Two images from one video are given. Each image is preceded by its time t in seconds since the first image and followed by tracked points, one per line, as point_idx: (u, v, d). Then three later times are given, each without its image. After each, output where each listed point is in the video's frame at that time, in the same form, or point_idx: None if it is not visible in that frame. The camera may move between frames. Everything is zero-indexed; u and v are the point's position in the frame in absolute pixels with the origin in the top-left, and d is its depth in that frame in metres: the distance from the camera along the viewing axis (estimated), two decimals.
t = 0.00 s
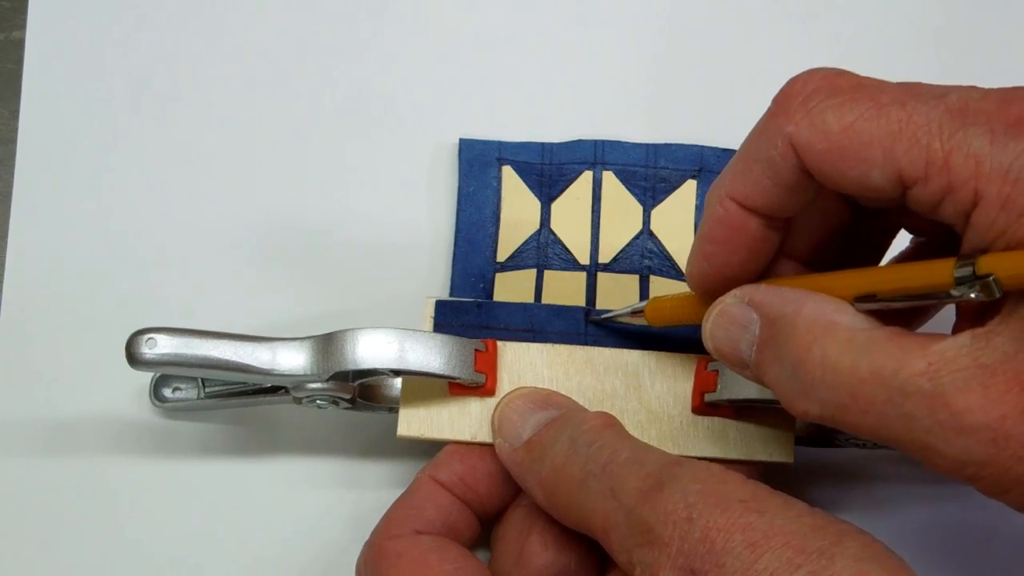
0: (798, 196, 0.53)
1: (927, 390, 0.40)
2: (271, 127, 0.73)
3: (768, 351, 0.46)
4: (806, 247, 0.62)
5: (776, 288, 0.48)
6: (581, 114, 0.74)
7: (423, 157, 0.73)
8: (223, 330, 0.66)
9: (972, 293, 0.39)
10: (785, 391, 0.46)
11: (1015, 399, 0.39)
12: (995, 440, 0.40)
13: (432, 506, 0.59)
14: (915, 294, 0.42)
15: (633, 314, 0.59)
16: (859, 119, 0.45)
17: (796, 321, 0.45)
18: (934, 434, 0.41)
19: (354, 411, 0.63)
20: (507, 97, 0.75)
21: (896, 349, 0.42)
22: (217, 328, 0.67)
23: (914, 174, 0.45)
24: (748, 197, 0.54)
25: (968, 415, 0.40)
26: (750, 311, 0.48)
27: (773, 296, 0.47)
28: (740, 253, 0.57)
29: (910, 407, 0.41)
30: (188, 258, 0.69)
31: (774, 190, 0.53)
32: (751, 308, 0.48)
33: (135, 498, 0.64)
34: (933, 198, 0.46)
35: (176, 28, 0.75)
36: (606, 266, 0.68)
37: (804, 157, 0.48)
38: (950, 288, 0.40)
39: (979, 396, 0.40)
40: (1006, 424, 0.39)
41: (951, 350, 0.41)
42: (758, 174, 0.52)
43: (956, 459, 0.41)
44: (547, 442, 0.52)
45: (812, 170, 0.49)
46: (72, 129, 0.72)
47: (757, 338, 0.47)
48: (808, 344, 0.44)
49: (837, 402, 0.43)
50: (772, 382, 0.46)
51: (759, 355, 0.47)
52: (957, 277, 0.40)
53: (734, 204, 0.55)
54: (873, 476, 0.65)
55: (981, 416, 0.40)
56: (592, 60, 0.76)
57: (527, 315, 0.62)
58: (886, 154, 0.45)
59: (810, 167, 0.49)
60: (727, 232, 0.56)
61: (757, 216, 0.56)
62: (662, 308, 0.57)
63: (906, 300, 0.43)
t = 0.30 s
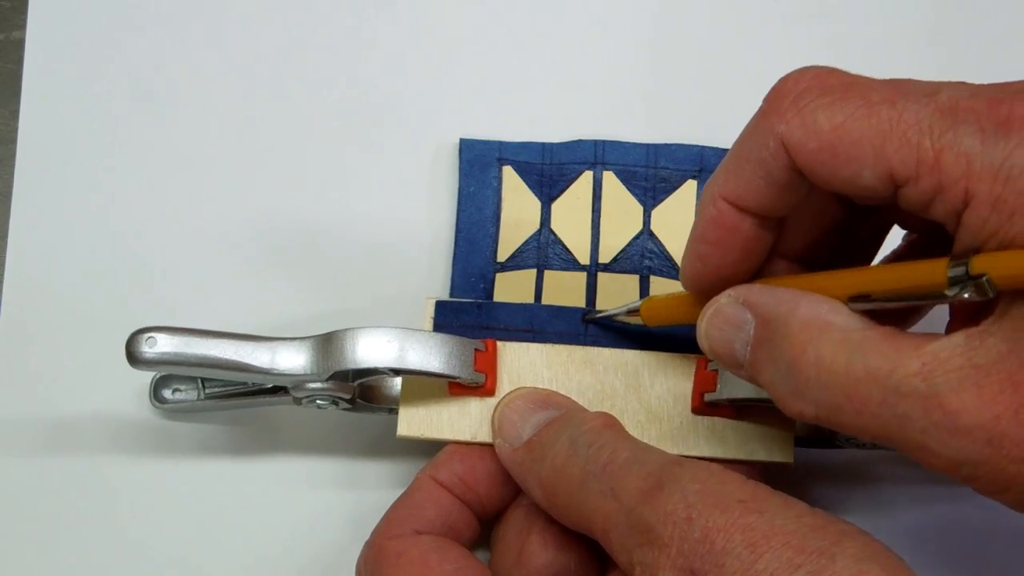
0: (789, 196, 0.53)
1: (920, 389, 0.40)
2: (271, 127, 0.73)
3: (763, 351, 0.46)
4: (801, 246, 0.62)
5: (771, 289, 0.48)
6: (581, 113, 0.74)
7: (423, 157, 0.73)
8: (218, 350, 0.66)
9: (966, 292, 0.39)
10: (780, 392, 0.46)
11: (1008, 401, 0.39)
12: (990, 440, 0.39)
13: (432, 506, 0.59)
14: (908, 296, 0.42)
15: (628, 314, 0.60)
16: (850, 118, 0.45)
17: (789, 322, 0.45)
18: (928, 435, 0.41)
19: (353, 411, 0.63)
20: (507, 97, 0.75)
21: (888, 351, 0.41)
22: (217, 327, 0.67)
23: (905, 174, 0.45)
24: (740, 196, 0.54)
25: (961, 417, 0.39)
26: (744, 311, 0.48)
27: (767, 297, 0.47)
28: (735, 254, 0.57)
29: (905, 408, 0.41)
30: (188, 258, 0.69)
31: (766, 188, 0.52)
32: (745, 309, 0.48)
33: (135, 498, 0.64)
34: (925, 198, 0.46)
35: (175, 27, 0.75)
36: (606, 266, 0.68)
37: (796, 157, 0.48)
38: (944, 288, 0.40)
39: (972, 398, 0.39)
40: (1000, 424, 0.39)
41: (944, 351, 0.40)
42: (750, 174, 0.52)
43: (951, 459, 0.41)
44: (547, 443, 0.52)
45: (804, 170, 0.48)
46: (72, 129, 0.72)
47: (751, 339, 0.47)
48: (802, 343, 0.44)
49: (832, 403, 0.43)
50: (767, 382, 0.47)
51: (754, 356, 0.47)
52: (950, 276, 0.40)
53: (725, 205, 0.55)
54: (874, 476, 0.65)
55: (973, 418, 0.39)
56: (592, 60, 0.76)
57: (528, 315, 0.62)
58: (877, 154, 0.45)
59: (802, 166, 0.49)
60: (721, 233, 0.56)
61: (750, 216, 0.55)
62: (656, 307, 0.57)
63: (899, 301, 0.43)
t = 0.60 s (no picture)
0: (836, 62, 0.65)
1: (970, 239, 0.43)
2: (271, 128, 0.73)
3: (804, 187, 0.45)
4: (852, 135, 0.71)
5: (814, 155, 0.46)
6: (581, 112, 0.74)
7: (423, 157, 0.72)
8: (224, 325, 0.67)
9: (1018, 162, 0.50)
10: (817, 238, 0.44)
11: None
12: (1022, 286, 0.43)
13: (433, 506, 0.59)
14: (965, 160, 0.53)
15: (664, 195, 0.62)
16: (913, 3, 0.59)
17: (840, 171, 0.44)
18: (970, 258, 0.43)
19: (354, 412, 0.63)
20: (507, 96, 0.74)
21: (938, 210, 0.44)
22: (218, 329, 0.68)
23: (961, 56, 0.59)
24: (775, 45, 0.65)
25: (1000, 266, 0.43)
26: (788, 160, 0.46)
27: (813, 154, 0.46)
28: (790, 119, 0.67)
29: (949, 239, 0.43)
30: (188, 258, 0.69)
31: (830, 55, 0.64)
32: (789, 163, 0.46)
33: (135, 500, 0.64)
34: (979, 83, 0.60)
35: (175, 28, 0.75)
36: (606, 266, 0.68)
37: (858, 29, 0.61)
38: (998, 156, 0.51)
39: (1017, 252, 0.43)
40: None
41: (992, 211, 0.44)
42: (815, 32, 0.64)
43: (983, 303, 0.44)
44: (548, 443, 0.52)
45: (863, 38, 0.61)
46: (72, 131, 0.72)
47: (795, 191, 0.45)
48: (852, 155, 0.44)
49: (877, 218, 0.43)
50: (801, 219, 0.45)
51: (792, 211, 0.45)
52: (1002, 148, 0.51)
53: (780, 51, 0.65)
54: (876, 473, 0.65)
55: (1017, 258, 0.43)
56: (592, 60, 0.76)
57: (528, 316, 0.62)
58: (934, 33, 0.59)
59: (862, 36, 0.61)
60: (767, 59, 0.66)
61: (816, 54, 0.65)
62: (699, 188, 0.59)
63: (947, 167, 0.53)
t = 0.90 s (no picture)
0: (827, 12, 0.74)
1: (967, 56, 0.50)
2: (272, 128, 0.72)
3: (815, 43, 0.53)
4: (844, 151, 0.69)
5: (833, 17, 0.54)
6: (581, 113, 0.74)
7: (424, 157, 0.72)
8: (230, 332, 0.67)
9: None
10: (832, 84, 0.53)
11: None
12: None
13: (435, 505, 0.59)
14: None
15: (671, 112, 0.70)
16: None
17: (846, 26, 0.53)
18: (973, 90, 0.50)
19: (355, 412, 0.63)
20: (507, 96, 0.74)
21: (942, 47, 0.51)
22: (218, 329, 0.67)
23: None
24: None
25: (1001, 93, 0.50)
26: (800, 25, 0.54)
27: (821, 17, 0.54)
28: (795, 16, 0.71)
29: (951, 74, 0.50)
30: (189, 258, 0.69)
31: None
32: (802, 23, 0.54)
33: (135, 500, 0.64)
34: None
35: (175, 27, 0.75)
36: (606, 266, 0.68)
37: None
38: None
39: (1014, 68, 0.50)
40: None
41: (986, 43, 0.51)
42: None
43: (986, 123, 0.51)
44: (551, 440, 0.52)
45: None
46: (73, 131, 0.72)
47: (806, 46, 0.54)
48: (859, 30, 0.52)
49: (882, 71, 0.51)
50: (814, 70, 0.53)
51: (805, 63, 0.54)
52: None
53: None
54: (876, 473, 0.65)
55: (1011, 82, 0.50)
56: (593, 60, 0.76)
57: (529, 315, 0.62)
58: None
59: None
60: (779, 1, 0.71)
61: None
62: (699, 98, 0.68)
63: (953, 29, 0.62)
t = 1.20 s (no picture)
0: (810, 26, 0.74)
1: (944, 85, 0.52)
2: (271, 128, 0.72)
3: (793, 77, 0.55)
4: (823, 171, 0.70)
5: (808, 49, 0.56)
6: (581, 113, 0.74)
7: (423, 157, 0.72)
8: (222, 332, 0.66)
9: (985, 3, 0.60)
10: (812, 117, 0.55)
11: (1018, 92, 0.50)
12: (1004, 124, 0.51)
13: (434, 505, 0.59)
14: (938, 22, 0.62)
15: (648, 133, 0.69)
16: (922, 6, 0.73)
17: (821, 61, 0.54)
18: (955, 117, 0.51)
19: (356, 412, 0.63)
20: (507, 96, 0.74)
21: (919, 74, 0.52)
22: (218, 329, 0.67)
23: None
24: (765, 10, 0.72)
25: (983, 117, 0.51)
26: (778, 61, 0.57)
27: (797, 49, 0.56)
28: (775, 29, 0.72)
29: (930, 102, 0.52)
30: (189, 258, 0.69)
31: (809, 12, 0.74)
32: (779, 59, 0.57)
33: (135, 500, 0.64)
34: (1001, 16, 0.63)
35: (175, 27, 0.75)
36: (606, 266, 0.68)
37: None
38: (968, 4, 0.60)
39: (991, 89, 0.51)
40: (1013, 110, 0.51)
41: (965, 68, 0.52)
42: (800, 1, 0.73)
43: (969, 144, 0.52)
44: (551, 439, 0.52)
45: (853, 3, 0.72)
46: (73, 130, 0.72)
47: (784, 81, 0.56)
48: (834, 63, 0.54)
49: (861, 103, 0.53)
50: (795, 104, 0.56)
51: (785, 97, 0.56)
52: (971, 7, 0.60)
53: (754, 17, 0.72)
54: (876, 473, 0.66)
55: (993, 104, 0.51)
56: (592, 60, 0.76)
57: (529, 315, 0.62)
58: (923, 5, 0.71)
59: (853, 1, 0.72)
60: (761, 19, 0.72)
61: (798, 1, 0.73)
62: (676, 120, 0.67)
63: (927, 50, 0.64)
